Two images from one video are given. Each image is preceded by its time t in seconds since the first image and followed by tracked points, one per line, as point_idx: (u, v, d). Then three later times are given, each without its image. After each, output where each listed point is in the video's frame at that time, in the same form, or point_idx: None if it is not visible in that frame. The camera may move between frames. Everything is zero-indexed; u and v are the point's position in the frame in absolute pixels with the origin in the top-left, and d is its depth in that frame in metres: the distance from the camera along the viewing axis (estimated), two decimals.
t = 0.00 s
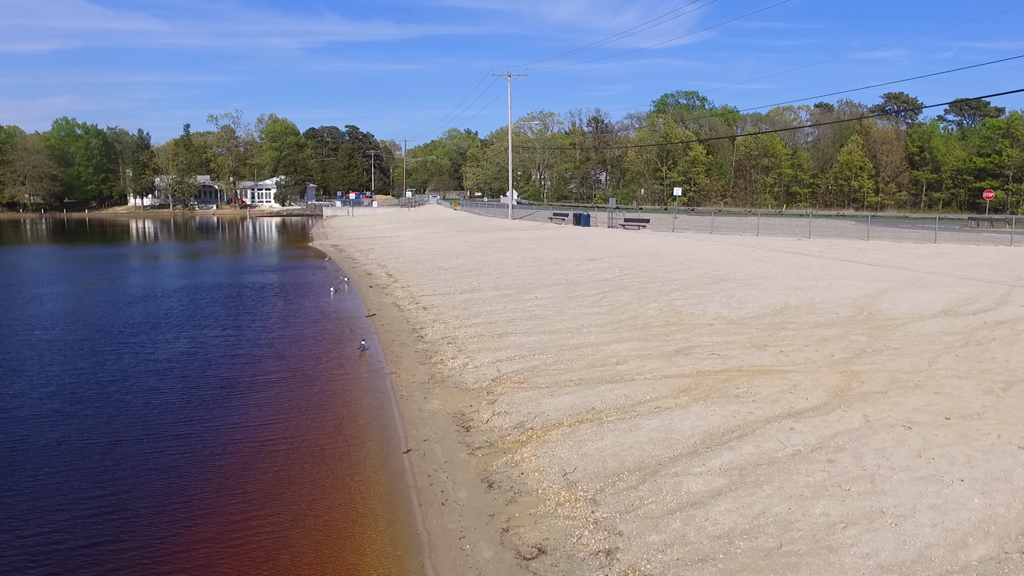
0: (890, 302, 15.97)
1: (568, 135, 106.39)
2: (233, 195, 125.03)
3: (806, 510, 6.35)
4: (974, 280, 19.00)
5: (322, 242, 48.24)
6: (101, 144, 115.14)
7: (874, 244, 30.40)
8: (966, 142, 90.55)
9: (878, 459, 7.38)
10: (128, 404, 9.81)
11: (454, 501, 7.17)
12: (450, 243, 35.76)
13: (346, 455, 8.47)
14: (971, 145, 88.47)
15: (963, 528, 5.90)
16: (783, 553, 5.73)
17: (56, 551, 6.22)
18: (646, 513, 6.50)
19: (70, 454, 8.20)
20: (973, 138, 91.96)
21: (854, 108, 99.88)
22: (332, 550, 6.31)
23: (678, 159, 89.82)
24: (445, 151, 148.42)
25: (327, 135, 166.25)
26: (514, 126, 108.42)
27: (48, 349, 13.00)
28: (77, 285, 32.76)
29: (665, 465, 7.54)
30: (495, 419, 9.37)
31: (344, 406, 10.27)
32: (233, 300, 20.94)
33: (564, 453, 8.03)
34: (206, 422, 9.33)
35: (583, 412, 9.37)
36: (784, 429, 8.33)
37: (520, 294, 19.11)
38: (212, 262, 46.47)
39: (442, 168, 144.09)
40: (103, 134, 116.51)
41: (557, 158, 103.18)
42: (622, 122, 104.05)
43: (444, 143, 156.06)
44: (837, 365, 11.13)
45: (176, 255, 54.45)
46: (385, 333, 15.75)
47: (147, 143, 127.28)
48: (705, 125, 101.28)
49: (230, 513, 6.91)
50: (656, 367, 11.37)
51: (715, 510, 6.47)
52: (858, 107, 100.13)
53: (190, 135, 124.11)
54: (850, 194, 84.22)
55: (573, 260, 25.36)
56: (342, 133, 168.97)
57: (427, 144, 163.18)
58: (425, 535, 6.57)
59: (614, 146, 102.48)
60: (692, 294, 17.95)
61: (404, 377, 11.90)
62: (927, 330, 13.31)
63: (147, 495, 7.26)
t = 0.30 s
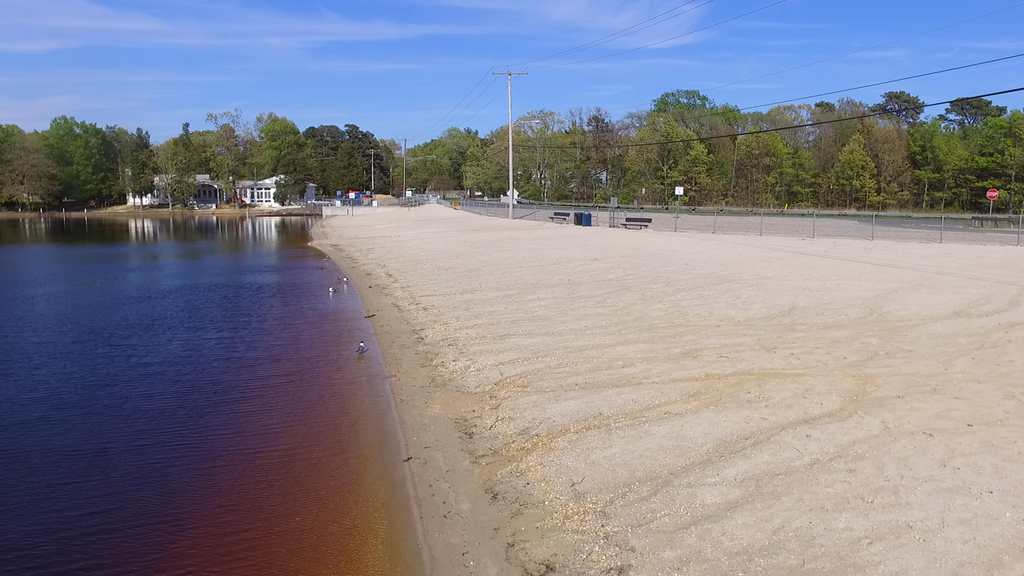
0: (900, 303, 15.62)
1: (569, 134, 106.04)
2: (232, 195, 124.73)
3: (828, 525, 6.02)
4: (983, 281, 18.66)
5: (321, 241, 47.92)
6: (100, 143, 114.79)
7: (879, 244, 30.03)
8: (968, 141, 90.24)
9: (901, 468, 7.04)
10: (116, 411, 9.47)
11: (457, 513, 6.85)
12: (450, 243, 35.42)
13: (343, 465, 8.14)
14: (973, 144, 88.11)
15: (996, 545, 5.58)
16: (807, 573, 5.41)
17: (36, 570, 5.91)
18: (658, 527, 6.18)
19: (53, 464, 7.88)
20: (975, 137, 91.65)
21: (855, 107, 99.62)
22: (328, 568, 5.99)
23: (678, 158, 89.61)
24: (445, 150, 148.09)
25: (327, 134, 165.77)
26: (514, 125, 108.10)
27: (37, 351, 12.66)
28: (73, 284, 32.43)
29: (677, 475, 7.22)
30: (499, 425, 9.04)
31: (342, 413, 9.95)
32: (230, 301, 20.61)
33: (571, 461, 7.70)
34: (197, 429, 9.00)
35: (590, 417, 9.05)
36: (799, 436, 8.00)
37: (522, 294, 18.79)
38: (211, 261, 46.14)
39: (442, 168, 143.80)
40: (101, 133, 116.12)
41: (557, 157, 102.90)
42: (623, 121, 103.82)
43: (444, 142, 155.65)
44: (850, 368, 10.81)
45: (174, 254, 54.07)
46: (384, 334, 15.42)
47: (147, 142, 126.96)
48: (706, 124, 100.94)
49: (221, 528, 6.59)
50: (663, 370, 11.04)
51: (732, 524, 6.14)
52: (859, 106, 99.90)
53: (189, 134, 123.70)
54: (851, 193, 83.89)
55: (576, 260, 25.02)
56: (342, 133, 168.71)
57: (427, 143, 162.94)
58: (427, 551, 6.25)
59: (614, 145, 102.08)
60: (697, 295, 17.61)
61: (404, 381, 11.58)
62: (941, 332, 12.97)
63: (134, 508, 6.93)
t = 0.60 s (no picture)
0: (913, 304, 15.22)
1: (569, 134, 105.69)
2: (231, 195, 124.32)
3: (857, 542, 5.63)
4: (995, 281, 18.27)
5: (320, 241, 47.51)
6: (98, 142, 114.33)
7: (885, 244, 29.58)
8: (970, 140, 89.92)
9: (929, 480, 6.65)
10: (101, 420, 9.06)
11: (459, 528, 6.46)
12: (451, 243, 35.03)
13: (338, 475, 7.76)
14: (975, 144, 87.81)
15: None
16: None
17: None
18: (675, 545, 5.79)
19: (31, 478, 7.47)
20: (976, 136, 91.35)
21: (856, 107, 99.29)
22: None
23: (679, 158, 89.36)
24: (444, 150, 147.73)
25: (326, 134, 165.28)
26: (514, 125, 107.73)
27: (24, 354, 12.26)
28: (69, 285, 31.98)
29: (692, 487, 6.82)
30: (502, 432, 8.66)
31: (339, 419, 9.56)
32: (227, 301, 20.21)
33: (579, 472, 7.31)
34: (186, 439, 8.60)
35: (598, 424, 8.65)
36: (819, 445, 7.61)
37: (524, 295, 18.41)
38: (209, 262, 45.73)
39: (442, 168, 143.36)
40: (99, 132, 115.66)
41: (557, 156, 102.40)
42: (623, 121, 103.50)
43: (444, 142, 155.21)
44: (866, 372, 10.42)
45: (172, 254, 53.57)
46: (384, 336, 15.03)
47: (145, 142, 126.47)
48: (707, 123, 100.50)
49: (207, 548, 6.20)
50: (672, 374, 10.65)
51: (753, 541, 5.74)
52: (860, 105, 99.63)
53: (188, 133, 123.30)
54: (853, 193, 83.41)
55: (578, 260, 24.63)
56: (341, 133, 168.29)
57: (427, 143, 162.51)
58: (428, 570, 5.86)
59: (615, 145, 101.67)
60: (703, 295, 17.23)
61: (403, 385, 11.20)
62: (957, 334, 12.57)
63: (114, 527, 6.54)
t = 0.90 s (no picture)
0: (927, 306, 14.76)
1: (569, 133, 105.31)
2: (230, 194, 123.87)
3: (891, 569, 5.18)
4: (1008, 282, 17.79)
5: (319, 241, 47.07)
6: (96, 142, 113.85)
7: (892, 244, 29.08)
8: (973, 140, 89.46)
9: (964, 496, 6.19)
10: (81, 432, 8.58)
11: (459, 549, 6.02)
12: (451, 242, 34.57)
13: (330, 490, 7.32)
14: (977, 143, 87.43)
15: None
16: None
17: None
18: (694, 570, 5.35)
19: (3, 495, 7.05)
20: (979, 135, 90.91)
21: (858, 106, 98.87)
22: None
23: (680, 157, 89.05)
24: (444, 149, 147.16)
25: (325, 134, 164.76)
26: (514, 124, 107.29)
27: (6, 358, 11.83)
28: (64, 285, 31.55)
29: (708, 504, 6.37)
30: (504, 442, 8.21)
31: (333, 430, 9.10)
32: (222, 302, 19.76)
33: (587, 486, 6.86)
34: (170, 452, 8.14)
35: (605, 434, 8.20)
36: (842, 457, 7.16)
37: (525, 296, 17.94)
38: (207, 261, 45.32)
39: (442, 167, 142.86)
40: (98, 131, 115.21)
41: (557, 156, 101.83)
42: (624, 120, 103.16)
43: (444, 141, 154.75)
44: (885, 378, 9.95)
45: (170, 254, 53.08)
46: (381, 339, 14.57)
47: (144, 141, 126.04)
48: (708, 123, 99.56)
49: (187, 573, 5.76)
50: (682, 379, 10.20)
51: (778, 566, 5.30)
52: (862, 104, 99.24)
53: (187, 133, 122.87)
54: (855, 192, 82.96)
55: (580, 260, 24.17)
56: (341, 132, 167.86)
57: (427, 143, 162.07)
58: None
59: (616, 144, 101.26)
60: (710, 296, 16.78)
61: (401, 391, 10.74)
62: (976, 337, 12.10)
63: (89, 549, 6.09)
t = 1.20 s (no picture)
0: (943, 309, 14.24)
1: (569, 132, 104.84)
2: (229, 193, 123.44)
3: None
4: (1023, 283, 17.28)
5: (317, 241, 46.60)
6: (94, 141, 113.33)
7: (899, 244, 28.57)
8: (975, 139, 89.00)
9: (1007, 523, 5.68)
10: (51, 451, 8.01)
11: None
12: (450, 243, 34.08)
13: (318, 510, 6.84)
14: (979, 143, 87.00)
15: None
16: None
17: None
18: None
19: None
20: (982, 134, 90.48)
21: (859, 105, 98.43)
22: None
23: (681, 157, 88.71)
24: (444, 149, 146.63)
25: (324, 133, 164.25)
26: (514, 123, 106.77)
27: None
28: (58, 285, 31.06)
29: (728, 530, 5.86)
30: (506, 458, 7.70)
31: (323, 443, 8.57)
32: (216, 302, 19.25)
33: (596, 509, 6.35)
34: (145, 471, 7.58)
35: (614, 449, 7.69)
36: (869, 476, 6.65)
37: (527, 298, 17.44)
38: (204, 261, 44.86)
39: (442, 166, 142.42)
40: (96, 131, 114.68)
41: (557, 155, 101.35)
42: (624, 119, 102.80)
43: (443, 141, 154.31)
44: (907, 387, 9.43)
45: (167, 254, 52.63)
46: (377, 344, 14.06)
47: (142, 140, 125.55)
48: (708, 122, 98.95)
49: None
50: (693, 389, 9.69)
51: None
52: (863, 103, 98.87)
53: (185, 132, 122.40)
54: (857, 191, 82.51)
55: (582, 261, 23.67)
56: (340, 132, 167.42)
57: (427, 142, 161.67)
58: None
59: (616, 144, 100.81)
60: (717, 299, 16.28)
61: (398, 401, 10.21)
62: (998, 342, 11.58)
63: None
